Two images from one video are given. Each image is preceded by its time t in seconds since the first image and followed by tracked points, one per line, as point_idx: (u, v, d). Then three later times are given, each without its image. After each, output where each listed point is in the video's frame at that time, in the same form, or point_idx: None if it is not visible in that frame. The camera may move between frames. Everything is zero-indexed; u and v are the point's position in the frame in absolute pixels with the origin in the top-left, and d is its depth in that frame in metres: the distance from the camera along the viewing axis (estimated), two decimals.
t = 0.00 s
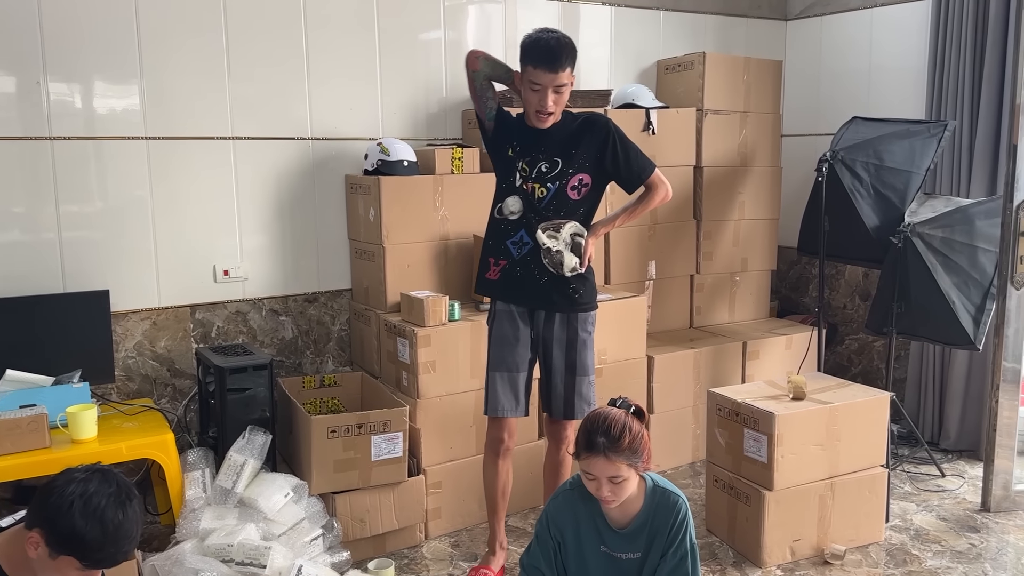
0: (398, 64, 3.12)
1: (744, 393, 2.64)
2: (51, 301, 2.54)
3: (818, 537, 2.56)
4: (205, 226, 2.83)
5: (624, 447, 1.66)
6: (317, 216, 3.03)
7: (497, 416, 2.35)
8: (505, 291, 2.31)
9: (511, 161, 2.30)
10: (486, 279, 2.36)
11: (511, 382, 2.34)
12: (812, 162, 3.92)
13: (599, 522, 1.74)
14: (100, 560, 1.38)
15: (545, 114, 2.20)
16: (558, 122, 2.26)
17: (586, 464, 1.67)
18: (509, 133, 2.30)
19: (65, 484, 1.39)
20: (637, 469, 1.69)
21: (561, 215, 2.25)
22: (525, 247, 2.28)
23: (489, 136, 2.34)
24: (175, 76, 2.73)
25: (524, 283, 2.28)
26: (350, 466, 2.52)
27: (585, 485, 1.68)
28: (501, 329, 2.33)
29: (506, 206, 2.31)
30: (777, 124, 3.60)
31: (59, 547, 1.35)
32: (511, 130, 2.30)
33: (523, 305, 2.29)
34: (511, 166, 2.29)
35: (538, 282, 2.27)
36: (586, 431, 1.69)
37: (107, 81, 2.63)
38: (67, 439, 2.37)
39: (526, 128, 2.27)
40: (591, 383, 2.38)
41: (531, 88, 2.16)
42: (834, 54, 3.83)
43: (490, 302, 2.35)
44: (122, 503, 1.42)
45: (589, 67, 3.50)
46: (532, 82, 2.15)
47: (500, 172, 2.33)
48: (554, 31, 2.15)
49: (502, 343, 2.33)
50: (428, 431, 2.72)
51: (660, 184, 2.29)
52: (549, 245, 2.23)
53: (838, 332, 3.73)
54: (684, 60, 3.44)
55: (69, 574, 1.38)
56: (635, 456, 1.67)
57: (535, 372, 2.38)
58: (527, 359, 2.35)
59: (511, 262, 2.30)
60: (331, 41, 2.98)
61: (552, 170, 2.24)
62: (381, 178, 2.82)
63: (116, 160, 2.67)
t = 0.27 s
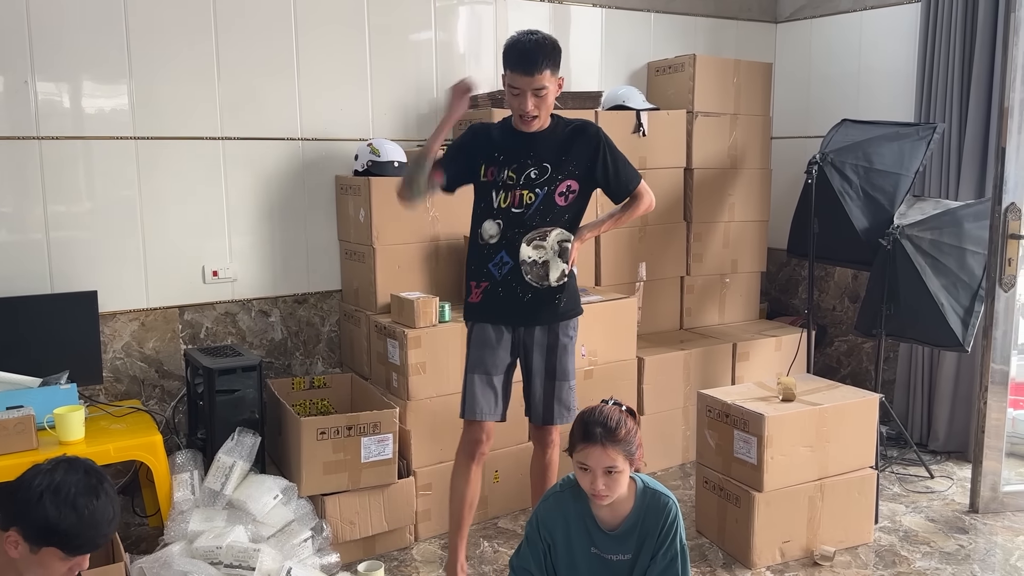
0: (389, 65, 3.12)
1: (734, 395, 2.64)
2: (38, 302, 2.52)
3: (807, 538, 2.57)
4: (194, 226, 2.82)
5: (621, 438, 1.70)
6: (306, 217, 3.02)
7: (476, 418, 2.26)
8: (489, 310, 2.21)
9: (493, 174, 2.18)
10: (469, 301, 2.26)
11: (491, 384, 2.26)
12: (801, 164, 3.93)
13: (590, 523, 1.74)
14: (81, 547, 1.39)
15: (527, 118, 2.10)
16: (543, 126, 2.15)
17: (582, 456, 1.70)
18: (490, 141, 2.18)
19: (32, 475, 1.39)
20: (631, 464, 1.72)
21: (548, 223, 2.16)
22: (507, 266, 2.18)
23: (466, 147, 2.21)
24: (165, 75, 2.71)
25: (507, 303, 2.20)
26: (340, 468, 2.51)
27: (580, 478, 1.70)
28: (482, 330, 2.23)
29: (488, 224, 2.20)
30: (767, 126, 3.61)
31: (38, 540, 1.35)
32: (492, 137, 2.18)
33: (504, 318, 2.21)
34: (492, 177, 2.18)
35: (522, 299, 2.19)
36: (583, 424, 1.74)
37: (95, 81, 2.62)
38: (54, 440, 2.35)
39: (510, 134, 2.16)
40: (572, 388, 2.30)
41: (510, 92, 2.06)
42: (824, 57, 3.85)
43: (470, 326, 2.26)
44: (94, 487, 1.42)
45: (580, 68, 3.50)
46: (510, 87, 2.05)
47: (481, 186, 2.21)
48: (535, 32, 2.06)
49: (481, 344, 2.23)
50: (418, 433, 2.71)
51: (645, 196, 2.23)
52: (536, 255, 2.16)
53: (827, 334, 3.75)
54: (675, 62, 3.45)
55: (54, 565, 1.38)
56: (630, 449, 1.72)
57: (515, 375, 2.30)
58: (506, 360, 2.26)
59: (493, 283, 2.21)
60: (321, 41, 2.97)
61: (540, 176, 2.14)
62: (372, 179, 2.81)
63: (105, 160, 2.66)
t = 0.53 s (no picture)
0: (383, 65, 3.11)
1: (727, 396, 2.65)
2: (31, 301, 2.51)
3: (800, 539, 2.57)
4: (187, 226, 2.81)
5: (621, 433, 1.71)
6: (300, 217, 3.02)
7: (453, 438, 2.11)
8: (461, 327, 2.04)
9: (456, 192, 1.96)
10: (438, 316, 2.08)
11: (465, 400, 2.11)
12: (796, 165, 3.94)
13: (584, 523, 1.74)
14: (65, 527, 1.37)
15: (489, 118, 1.88)
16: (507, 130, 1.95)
17: (580, 448, 1.71)
18: (448, 153, 1.96)
19: None
20: (629, 460, 1.73)
21: (519, 233, 1.99)
22: (477, 279, 2.00)
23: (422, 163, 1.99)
24: (159, 75, 2.71)
25: (480, 315, 2.03)
26: (333, 469, 2.51)
27: (576, 469, 1.70)
28: (453, 344, 2.07)
29: (454, 238, 2.00)
30: (761, 128, 3.61)
31: (21, 530, 1.33)
32: (449, 149, 1.96)
33: (476, 334, 2.05)
34: (455, 192, 1.96)
35: (495, 310, 2.03)
36: (583, 417, 1.74)
37: (89, 80, 2.61)
38: (46, 441, 2.34)
39: (470, 143, 1.95)
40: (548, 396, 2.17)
41: (471, 89, 1.85)
42: (818, 59, 3.86)
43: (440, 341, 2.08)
44: (64, 472, 1.39)
45: (574, 70, 3.51)
46: (473, 83, 1.85)
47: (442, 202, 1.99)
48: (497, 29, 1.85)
49: (453, 360, 2.07)
50: (412, 434, 2.71)
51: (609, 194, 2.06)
52: (507, 265, 2.00)
53: (821, 335, 3.76)
54: (670, 64, 3.45)
55: (43, 552, 1.36)
56: (630, 444, 1.72)
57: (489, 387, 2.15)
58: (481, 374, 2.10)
59: (462, 295, 2.03)
60: (316, 41, 2.97)
61: (508, 186, 1.95)
62: (366, 179, 2.81)
63: (98, 159, 2.65)
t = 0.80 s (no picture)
0: (380, 67, 3.12)
1: (723, 399, 2.65)
2: (27, 302, 2.51)
3: (796, 542, 2.57)
4: (183, 227, 2.81)
5: (621, 428, 1.74)
6: (296, 219, 3.02)
7: (420, 446, 2.06)
8: (426, 334, 2.01)
9: (416, 196, 1.96)
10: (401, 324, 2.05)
11: (433, 409, 2.06)
12: (792, 169, 3.95)
13: (581, 524, 1.74)
14: (43, 513, 1.46)
15: (439, 116, 1.86)
16: (462, 130, 1.94)
17: (584, 445, 1.72)
18: (405, 157, 1.95)
19: None
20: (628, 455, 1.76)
21: (481, 235, 1.98)
22: (440, 284, 1.99)
23: (378, 167, 1.98)
24: (156, 75, 2.71)
25: (444, 321, 2.00)
26: (329, 471, 2.51)
27: (580, 467, 1.71)
28: (419, 351, 2.03)
29: (415, 242, 1.98)
30: (757, 131, 3.62)
31: (4, 522, 1.42)
32: (406, 152, 1.95)
33: (442, 341, 2.02)
34: (413, 196, 1.95)
35: (460, 316, 2.01)
36: (584, 415, 1.76)
37: (86, 80, 2.61)
38: (42, 443, 2.34)
39: (427, 145, 1.94)
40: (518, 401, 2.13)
41: (415, 88, 1.84)
42: (814, 62, 3.88)
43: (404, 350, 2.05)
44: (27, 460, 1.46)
45: (571, 72, 3.51)
46: (415, 82, 1.83)
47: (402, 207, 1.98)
48: (444, 26, 1.85)
49: (420, 367, 2.03)
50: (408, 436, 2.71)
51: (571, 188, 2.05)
52: (471, 269, 1.99)
53: (816, 338, 3.77)
54: (666, 66, 3.46)
55: (29, 538, 1.45)
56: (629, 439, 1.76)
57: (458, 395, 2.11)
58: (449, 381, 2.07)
59: (425, 302, 2.00)
60: (313, 43, 2.97)
61: (469, 187, 1.95)
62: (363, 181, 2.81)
63: (95, 160, 2.65)
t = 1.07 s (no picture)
0: (382, 67, 3.12)
1: (725, 399, 2.65)
2: (29, 302, 2.51)
3: (797, 542, 2.57)
4: (185, 227, 2.81)
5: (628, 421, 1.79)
6: (299, 219, 3.02)
7: (410, 453, 2.06)
8: (415, 340, 2.01)
9: (406, 195, 1.94)
10: (387, 332, 2.03)
11: (421, 415, 2.06)
12: (793, 170, 3.95)
13: (583, 523, 1.74)
14: (34, 496, 1.51)
15: (433, 109, 1.88)
16: (451, 129, 1.97)
17: (614, 444, 1.71)
18: (395, 155, 1.93)
19: None
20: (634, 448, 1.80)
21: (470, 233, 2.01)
22: (428, 289, 1.99)
23: (364, 168, 1.93)
24: (158, 75, 2.71)
25: (433, 326, 2.01)
26: (331, 470, 2.51)
27: (613, 467, 1.69)
28: (406, 358, 2.02)
29: (404, 244, 1.97)
30: (759, 132, 3.62)
31: None
32: (395, 151, 1.93)
33: (432, 346, 2.02)
34: (404, 196, 1.94)
35: (449, 318, 2.02)
36: (592, 415, 1.76)
37: (88, 80, 2.61)
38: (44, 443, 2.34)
39: (418, 143, 1.94)
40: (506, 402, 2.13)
41: (408, 81, 1.87)
42: (815, 63, 3.88)
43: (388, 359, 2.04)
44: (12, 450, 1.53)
45: (573, 73, 3.51)
46: (407, 74, 1.87)
47: (390, 208, 1.95)
48: (436, 19, 1.89)
49: (407, 373, 2.03)
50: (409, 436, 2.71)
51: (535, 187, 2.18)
52: (457, 269, 2.01)
53: (818, 339, 3.77)
54: (668, 67, 3.46)
55: (22, 523, 1.50)
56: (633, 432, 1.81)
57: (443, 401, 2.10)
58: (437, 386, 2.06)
59: (414, 308, 2.00)
60: (315, 43, 2.97)
61: (460, 184, 1.97)
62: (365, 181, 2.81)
63: (97, 159, 2.65)
